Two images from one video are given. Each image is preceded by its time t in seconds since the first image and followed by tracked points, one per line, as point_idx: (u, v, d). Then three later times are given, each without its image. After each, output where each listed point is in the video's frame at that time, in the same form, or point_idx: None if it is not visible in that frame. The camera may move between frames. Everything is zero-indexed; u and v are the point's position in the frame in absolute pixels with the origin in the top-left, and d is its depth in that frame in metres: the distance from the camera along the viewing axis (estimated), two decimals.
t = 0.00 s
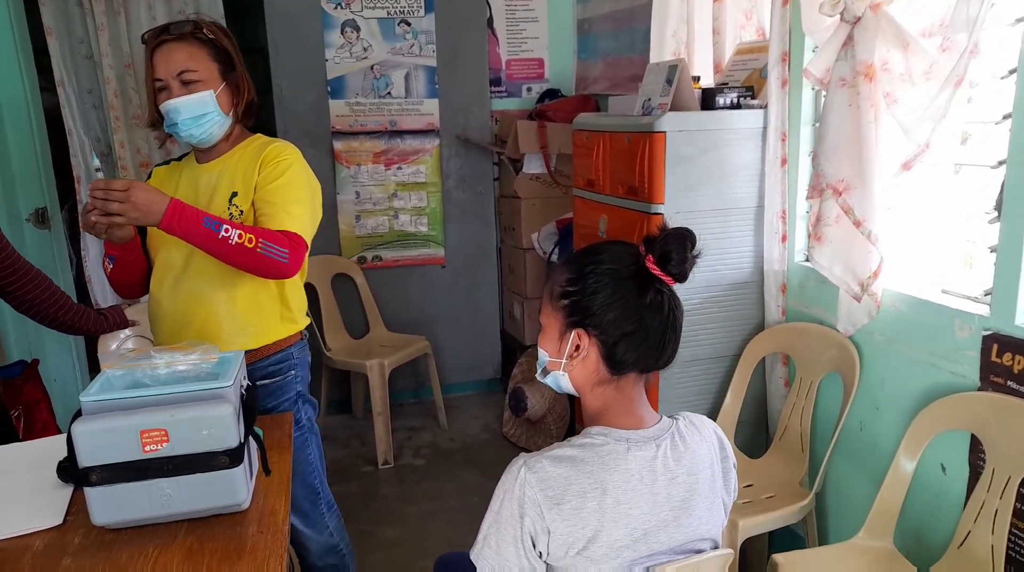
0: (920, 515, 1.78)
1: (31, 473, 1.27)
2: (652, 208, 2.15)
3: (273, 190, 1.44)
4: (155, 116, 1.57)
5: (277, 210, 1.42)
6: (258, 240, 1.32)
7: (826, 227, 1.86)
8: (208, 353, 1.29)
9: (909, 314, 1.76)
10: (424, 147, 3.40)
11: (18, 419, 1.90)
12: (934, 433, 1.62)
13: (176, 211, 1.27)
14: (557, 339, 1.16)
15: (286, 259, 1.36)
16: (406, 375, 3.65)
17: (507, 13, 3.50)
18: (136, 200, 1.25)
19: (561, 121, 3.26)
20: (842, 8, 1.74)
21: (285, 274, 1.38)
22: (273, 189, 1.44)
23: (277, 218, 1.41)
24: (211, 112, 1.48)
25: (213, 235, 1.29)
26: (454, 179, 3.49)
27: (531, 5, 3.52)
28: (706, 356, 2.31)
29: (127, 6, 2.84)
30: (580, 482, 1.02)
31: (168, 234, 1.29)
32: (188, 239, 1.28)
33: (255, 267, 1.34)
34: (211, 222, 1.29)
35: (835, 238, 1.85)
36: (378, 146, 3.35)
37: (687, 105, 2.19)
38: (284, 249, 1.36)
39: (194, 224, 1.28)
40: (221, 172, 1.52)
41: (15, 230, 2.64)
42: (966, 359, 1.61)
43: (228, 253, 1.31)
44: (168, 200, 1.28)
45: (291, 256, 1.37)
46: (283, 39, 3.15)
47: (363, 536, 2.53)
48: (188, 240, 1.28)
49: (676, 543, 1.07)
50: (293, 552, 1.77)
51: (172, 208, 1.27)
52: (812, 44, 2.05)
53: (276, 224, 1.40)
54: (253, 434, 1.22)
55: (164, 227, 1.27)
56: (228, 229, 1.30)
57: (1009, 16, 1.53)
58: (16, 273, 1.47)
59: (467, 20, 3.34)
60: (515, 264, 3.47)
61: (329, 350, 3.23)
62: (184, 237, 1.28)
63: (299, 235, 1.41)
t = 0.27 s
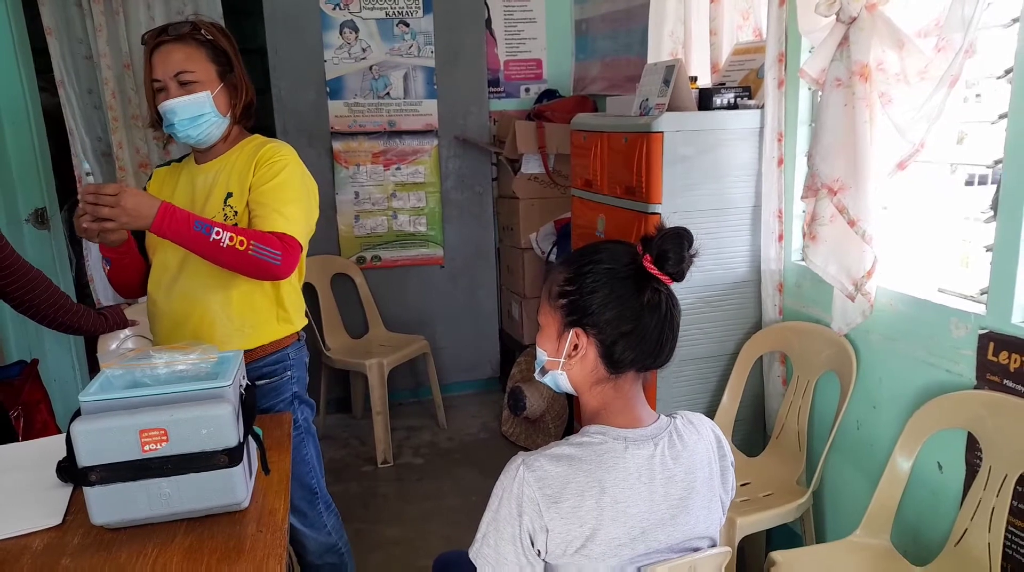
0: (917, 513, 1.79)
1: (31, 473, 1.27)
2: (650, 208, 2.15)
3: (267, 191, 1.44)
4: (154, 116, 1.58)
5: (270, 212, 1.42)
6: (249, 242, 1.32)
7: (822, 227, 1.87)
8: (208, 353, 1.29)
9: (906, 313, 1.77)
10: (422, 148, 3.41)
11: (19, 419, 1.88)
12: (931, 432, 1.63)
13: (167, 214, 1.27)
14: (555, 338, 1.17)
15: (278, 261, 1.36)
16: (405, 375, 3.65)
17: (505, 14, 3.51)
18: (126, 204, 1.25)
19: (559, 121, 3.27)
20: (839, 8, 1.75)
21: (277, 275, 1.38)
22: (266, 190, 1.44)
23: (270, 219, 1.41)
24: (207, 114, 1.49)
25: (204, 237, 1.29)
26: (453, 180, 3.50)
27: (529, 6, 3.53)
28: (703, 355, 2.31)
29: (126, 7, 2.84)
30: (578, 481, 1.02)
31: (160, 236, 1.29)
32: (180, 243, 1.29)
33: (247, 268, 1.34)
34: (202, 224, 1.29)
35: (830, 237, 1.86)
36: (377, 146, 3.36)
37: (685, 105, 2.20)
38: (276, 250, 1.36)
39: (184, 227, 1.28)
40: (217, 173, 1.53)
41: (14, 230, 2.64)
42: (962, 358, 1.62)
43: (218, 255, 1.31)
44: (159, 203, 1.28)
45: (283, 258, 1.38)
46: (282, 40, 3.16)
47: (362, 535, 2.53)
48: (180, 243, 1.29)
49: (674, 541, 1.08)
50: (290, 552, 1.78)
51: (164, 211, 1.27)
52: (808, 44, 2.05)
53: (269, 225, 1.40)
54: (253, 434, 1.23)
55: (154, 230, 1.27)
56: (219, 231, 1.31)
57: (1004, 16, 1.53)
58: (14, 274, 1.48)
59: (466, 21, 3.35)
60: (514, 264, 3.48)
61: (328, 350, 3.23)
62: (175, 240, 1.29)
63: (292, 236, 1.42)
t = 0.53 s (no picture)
0: (916, 511, 1.79)
1: (29, 477, 1.27)
2: (648, 208, 2.15)
3: (261, 194, 1.44)
4: (151, 119, 1.58)
5: (264, 215, 1.42)
6: (242, 246, 1.33)
7: (815, 226, 1.87)
8: (206, 356, 1.29)
9: (904, 312, 1.77)
10: (420, 149, 3.41)
11: (17, 422, 1.87)
12: (929, 431, 1.63)
13: (161, 218, 1.27)
14: (552, 339, 1.17)
15: (271, 263, 1.36)
16: (404, 376, 3.65)
17: (502, 14, 3.50)
18: (121, 210, 1.25)
19: (556, 121, 3.27)
20: (834, 7, 1.75)
21: (272, 278, 1.38)
22: (261, 193, 1.44)
23: (264, 222, 1.41)
24: (203, 117, 1.49)
25: (198, 241, 1.29)
26: (451, 181, 3.50)
27: (526, 7, 3.53)
28: (701, 355, 2.32)
29: (123, 10, 2.84)
30: (575, 481, 1.02)
31: (153, 240, 1.29)
32: (173, 247, 1.29)
33: (241, 272, 1.34)
34: (195, 228, 1.29)
35: (824, 237, 1.86)
36: (374, 148, 3.36)
37: (681, 105, 2.20)
38: (269, 253, 1.36)
39: (177, 231, 1.28)
40: (212, 176, 1.53)
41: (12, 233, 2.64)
42: (960, 356, 1.62)
43: (211, 258, 1.31)
44: (152, 207, 1.28)
45: (277, 261, 1.38)
46: (279, 42, 3.16)
47: (362, 537, 2.53)
48: (173, 247, 1.29)
49: (672, 539, 1.08)
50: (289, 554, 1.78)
51: (157, 215, 1.27)
52: (804, 44, 2.06)
53: (263, 228, 1.40)
54: (251, 436, 1.23)
55: (148, 234, 1.27)
56: (212, 235, 1.30)
57: (999, 14, 1.53)
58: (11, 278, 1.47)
59: (463, 22, 3.35)
60: (512, 265, 3.48)
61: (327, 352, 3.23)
62: (169, 245, 1.28)
63: (286, 239, 1.42)
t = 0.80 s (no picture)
0: (914, 510, 1.79)
1: (25, 481, 1.27)
2: (645, 208, 2.15)
3: (256, 195, 1.44)
4: (148, 122, 1.58)
5: (259, 215, 1.41)
6: (236, 245, 1.32)
7: (807, 226, 1.87)
8: (202, 358, 1.29)
9: (901, 312, 1.77)
10: (417, 150, 3.41)
11: (14, 426, 1.86)
12: (927, 430, 1.63)
13: (155, 218, 1.27)
14: (549, 342, 1.16)
15: (265, 264, 1.36)
16: (402, 377, 3.65)
17: (499, 15, 3.50)
18: (121, 206, 1.25)
19: (554, 122, 3.26)
20: (828, 7, 1.75)
21: (266, 279, 1.38)
22: (256, 194, 1.44)
23: (259, 223, 1.40)
24: (199, 119, 1.49)
25: (191, 241, 1.29)
26: (448, 182, 3.50)
27: (523, 8, 3.53)
28: (698, 356, 2.31)
29: (119, 12, 2.84)
30: (568, 485, 1.02)
31: (147, 240, 1.29)
32: (167, 247, 1.28)
33: (235, 272, 1.34)
34: (187, 227, 1.29)
35: (816, 237, 1.86)
36: (372, 149, 3.35)
37: (678, 106, 2.20)
38: (262, 253, 1.36)
39: (171, 231, 1.27)
40: (208, 178, 1.53)
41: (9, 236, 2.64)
42: (957, 356, 1.62)
43: (205, 258, 1.31)
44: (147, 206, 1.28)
45: (270, 261, 1.37)
46: (276, 44, 3.16)
47: (361, 539, 2.53)
48: (167, 247, 1.28)
49: (668, 542, 1.08)
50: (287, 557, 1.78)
51: (151, 215, 1.27)
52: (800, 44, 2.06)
53: (257, 229, 1.40)
54: (248, 439, 1.22)
55: (141, 234, 1.26)
56: (206, 235, 1.30)
57: (994, 13, 1.53)
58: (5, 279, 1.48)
59: (460, 23, 3.35)
60: (510, 266, 3.48)
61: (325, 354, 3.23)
62: (163, 245, 1.28)
63: (280, 240, 1.41)
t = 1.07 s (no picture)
0: (916, 511, 1.79)
1: (27, 483, 1.27)
2: (646, 211, 2.16)
3: (258, 196, 1.44)
4: (151, 125, 1.58)
5: (260, 215, 1.42)
6: (238, 245, 1.33)
7: (805, 227, 1.87)
8: (203, 361, 1.29)
9: (903, 313, 1.77)
10: (418, 152, 3.41)
11: (15, 428, 1.87)
12: (929, 431, 1.63)
13: (157, 217, 1.28)
14: (570, 349, 1.14)
15: (267, 265, 1.36)
16: (404, 379, 3.65)
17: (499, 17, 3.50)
18: (122, 206, 1.26)
19: (555, 124, 3.27)
20: (827, 9, 1.75)
21: (267, 279, 1.38)
22: (258, 194, 1.44)
23: (260, 224, 1.41)
24: (201, 122, 1.49)
25: (192, 241, 1.30)
26: (449, 184, 3.50)
27: (523, 10, 3.53)
28: (700, 357, 2.32)
29: (120, 15, 2.84)
30: (575, 484, 1.02)
31: (149, 239, 1.29)
32: (169, 246, 1.29)
33: (236, 272, 1.34)
34: (190, 227, 1.30)
35: (814, 237, 1.87)
36: (373, 151, 3.36)
37: (678, 107, 2.20)
38: (264, 254, 1.36)
39: (173, 231, 1.28)
40: (210, 180, 1.53)
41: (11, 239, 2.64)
42: (959, 357, 1.62)
43: (206, 258, 1.31)
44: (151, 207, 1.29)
45: (272, 262, 1.38)
46: (276, 47, 3.16)
47: (362, 540, 2.53)
48: (169, 246, 1.29)
49: (673, 532, 1.09)
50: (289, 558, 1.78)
51: (153, 214, 1.27)
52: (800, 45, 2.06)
53: (259, 229, 1.40)
54: (249, 441, 1.22)
55: (143, 233, 1.27)
56: (208, 235, 1.31)
57: (994, 15, 1.53)
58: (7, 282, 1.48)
59: (460, 25, 3.35)
60: (511, 267, 3.48)
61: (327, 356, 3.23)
62: (164, 243, 1.29)
63: (281, 240, 1.41)
